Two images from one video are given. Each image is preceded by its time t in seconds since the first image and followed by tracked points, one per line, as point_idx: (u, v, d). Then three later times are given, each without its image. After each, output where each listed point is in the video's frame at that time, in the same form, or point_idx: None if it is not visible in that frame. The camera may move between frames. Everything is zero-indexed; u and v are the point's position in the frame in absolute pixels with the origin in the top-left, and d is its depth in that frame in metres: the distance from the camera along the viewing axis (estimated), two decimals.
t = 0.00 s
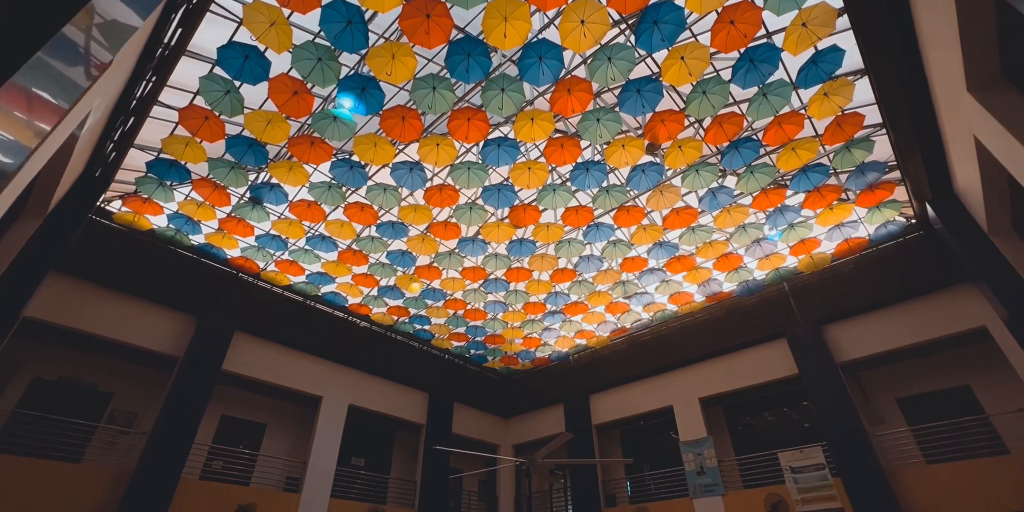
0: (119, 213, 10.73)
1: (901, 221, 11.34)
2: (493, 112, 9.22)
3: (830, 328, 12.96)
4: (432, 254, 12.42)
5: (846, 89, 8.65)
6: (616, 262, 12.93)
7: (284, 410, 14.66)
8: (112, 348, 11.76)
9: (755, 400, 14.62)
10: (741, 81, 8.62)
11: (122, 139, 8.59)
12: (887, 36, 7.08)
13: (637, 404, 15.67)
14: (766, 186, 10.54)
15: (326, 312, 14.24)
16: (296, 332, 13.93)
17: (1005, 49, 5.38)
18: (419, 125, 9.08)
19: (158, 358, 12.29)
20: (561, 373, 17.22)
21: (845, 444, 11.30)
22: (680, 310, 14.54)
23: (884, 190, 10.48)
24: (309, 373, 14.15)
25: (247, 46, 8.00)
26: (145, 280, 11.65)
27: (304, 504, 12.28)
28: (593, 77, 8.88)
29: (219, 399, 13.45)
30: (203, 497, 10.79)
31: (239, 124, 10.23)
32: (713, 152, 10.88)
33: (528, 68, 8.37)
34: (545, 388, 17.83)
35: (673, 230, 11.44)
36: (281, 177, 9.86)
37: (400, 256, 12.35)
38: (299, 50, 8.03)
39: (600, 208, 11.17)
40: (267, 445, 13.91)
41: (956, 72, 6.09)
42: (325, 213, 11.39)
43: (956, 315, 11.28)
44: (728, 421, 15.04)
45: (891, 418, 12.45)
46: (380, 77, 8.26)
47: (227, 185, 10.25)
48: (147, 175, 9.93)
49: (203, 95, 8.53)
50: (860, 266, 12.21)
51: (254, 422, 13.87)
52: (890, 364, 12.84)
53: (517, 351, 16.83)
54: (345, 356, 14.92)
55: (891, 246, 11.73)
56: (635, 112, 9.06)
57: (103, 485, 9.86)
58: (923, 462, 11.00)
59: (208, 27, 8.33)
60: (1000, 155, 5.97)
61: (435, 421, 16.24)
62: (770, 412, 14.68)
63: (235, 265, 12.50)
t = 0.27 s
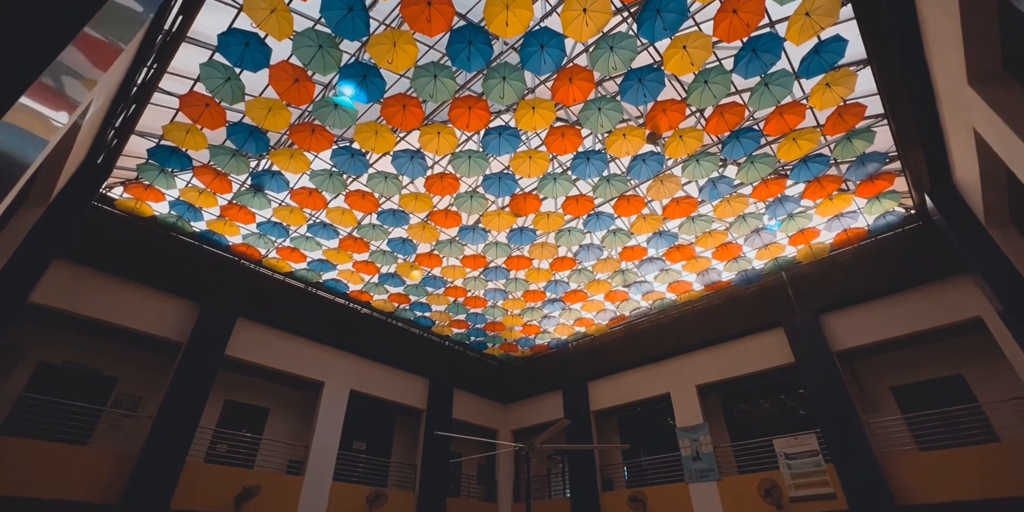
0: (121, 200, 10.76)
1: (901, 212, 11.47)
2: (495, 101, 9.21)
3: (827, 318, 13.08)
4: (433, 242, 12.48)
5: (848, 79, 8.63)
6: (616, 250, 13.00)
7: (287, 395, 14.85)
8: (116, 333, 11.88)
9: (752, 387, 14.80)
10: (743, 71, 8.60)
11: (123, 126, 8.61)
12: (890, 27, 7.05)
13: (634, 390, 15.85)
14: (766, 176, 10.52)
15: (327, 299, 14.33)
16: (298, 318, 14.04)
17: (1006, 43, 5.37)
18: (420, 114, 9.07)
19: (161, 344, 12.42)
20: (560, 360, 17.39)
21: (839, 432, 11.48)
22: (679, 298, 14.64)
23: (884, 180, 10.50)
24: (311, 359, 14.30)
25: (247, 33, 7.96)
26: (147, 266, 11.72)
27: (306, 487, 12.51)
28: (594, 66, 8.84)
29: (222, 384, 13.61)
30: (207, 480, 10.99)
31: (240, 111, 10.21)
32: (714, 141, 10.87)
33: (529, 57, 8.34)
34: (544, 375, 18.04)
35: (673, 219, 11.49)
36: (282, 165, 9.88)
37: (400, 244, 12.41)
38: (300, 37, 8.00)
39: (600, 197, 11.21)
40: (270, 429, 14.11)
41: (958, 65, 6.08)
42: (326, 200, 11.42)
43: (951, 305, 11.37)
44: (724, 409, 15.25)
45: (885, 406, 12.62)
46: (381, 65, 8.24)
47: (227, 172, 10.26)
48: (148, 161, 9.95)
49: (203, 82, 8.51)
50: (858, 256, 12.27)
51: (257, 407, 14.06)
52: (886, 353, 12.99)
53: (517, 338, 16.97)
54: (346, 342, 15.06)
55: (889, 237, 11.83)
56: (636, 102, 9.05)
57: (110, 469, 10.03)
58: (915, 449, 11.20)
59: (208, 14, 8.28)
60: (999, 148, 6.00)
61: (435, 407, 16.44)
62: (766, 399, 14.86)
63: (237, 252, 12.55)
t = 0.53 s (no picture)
0: (123, 186, 10.79)
1: (899, 202, 11.43)
2: (496, 89, 9.19)
3: (824, 307, 13.22)
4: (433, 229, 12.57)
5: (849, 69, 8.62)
6: (615, 239, 13.07)
7: (289, 380, 15.04)
8: (120, 318, 12.00)
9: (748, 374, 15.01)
10: (744, 60, 8.59)
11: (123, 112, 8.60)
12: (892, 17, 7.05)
13: (632, 377, 16.06)
14: (766, 165, 10.56)
15: (328, 285, 14.42)
16: (299, 304, 14.17)
17: (1006, 36, 5.39)
18: (420, 101, 9.07)
19: (165, 328, 12.55)
20: (558, 346, 17.58)
21: (832, 418, 11.68)
22: (677, 286, 14.75)
23: (883, 171, 10.53)
24: (312, 344, 14.45)
25: (248, 19, 7.94)
26: (150, 252, 11.79)
27: (309, 469, 12.74)
28: (596, 54, 8.81)
29: (225, 368, 13.78)
30: (212, 462, 11.20)
31: (240, 97, 10.20)
32: (714, 131, 10.88)
33: (531, 45, 8.33)
34: (543, 361, 18.23)
35: (673, 208, 11.54)
36: (283, 152, 9.89)
37: (401, 231, 12.42)
38: (301, 23, 7.99)
39: (600, 185, 11.25)
40: (273, 413, 14.32)
41: (958, 57, 6.11)
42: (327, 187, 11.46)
43: (946, 295, 11.50)
44: (720, 395, 15.46)
45: (878, 393, 12.83)
46: (382, 52, 8.23)
47: (228, 158, 10.28)
48: (149, 147, 9.97)
49: (204, 68, 8.49)
50: (855, 246, 12.37)
51: (260, 391, 14.24)
52: (880, 341, 13.15)
53: (517, 325, 17.13)
54: (347, 327, 15.19)
55: (888, 227, 11.81)
56: (637, 90, 9.06)
57: (115, 451, 10.21)
58: (907, 436, 11.41)
59: None
60: (996, 141, 6.06)
61: (435, 392, 16.64)
62: (762, 386, 15.06)
63: (238, 238, 12.55)
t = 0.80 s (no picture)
0: (123, 171, 10.81)
1: (896, 192, 11.53)
2: (497, 77, 9.19)
3: (819, 295, 13.36)
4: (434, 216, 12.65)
5: (850, 58, 8.61)
6: (614, 227, 13.15)
7: (291, 364, 15.22)
8: (123, 302, 12.11)
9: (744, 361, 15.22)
10: (745, 49, 8.59)
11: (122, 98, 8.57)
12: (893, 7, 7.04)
13: (629, 363, 16.27)
14: (765, 154, 10.60)
15: (328, 271, 14.51)
16: (301, 290, 14.28)
17: (1005, 29, 5.42)
18: (421, 89, 9.06)
19: (168, 313, 12.66)
20: (557, 333, 17.77)
21: (825, 404, 11.90)
22: (675, 274, 14.88)
23: (881, 160, 10.58)
24: (313, 329, 14.59)
25: (248, 5, 7.90)
26: (151, 238, 11.84)
27: (311, 452, 12.97)
28: (597, 42, 8.80)
29: (227, 353, 13.94)
30: (216, 444, 11.40)
31: (240, 83, 10.17)
32: (715, 120, 10.87)
33: (532, 33, 8.31)
34: (541, 346, 18.45)
35: (672, 197, 11.61)
36: (284, 138, 9.89)
37: (400, 218, 12.49)
38: (302, 9, 7.99)
39: (599, 173, 11.27)
40: (275, 397, 14.52)
41: (957, 50, 6.13)
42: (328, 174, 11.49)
43: (940, 284, 11.64)
44: (716, 381, 15.68)
45: (871, 380, 13.04)
46: (383, 39, 8.20)
47: (229, 144, 10.28)
48: (149, 133, 9.97)
49: (204, 54, 8.47)
50: (852, 235, 12.47)
51: (262, 375, 14.42)
52: (874, 330, 13.33)
53: (515, 311, 17.29)
54: (348, 313, 15.33)
55: (885, 217, 11.84)
56: (638, 79, 9.07)
57: (121, 434, 10.39)
58: (897, 422, 11.64)
59: None
60: (992, 134, 6.12)
61: (435, 377, 16.85)
62: (757, 373, 15.29)
63: (239, 224, 12.63)
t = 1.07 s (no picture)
0: (122, 156, 10.76)
1: (894, 182, 11.62)
2: (496, 64, 9.16)
3: (814, 283, 13.50)
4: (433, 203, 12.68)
5: (850, 47, 8.60)
6: (612, 214, 13.21)
7: (292, 348, 15.37)
8: (124, 287, 12.17)
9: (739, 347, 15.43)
10: (746, 38, 8.57)
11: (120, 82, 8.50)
12: None
13: (626, 348, 16.47)
14: (764, 143, 10.62)
15: (327, 257, 14.55)
16: (300, 276, 14.35)
17: (1004, 22, 5.43)
18: (421, 76, 9.02)
19: (168, 298, 12.73)
20: (554, 319, 17.94)
21: (818, 391, 12.11)
22: (673, 262, 14.99)
23: (879, 150, 10.62)
24: (313, 314, 14.69)
25: None
26: (150, 223, 11.85)
27: (312, 435, 13.17)
28: (598, 30, 8.76)
29: (228, 337, 14.06)
30: (219, 426, 11.58)
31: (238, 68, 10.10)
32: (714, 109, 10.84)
33: (532, 19, 8.28)
34: (539, 332, 18.63)
35: (670, 185, 11.65)
36: (283, 124, 9.87)
37: (399, 204, 12.48)
38: None
39: (599, 161, 11.26)
40: (276, 380, 14.69)
41: (956, 41, 6.15)
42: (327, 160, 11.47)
43: (934, 273, 11.78)
44: (711, 368, 15.91)
45: (863, 366, 13.26)
46: (383, 25, 8.14)
47: (228, 129, 10.25)
48: (147, 118, 9.93)
49: (202, 38, 8.41)
50: (848, 224, 12.56)
51: (263, 359, 14.56)
52: (867, 318, 13.51)
53: (514, 297, 17.43)
54: (347, 298, 15.44)
55: (881, 206, 11.93)
56: (638, 67, 9.05)
57: (126, 416, 10.55)
58: (887, 408, 11.88)
59: None
60: (988, 126, 6.17)
61: (433, 362, 17.04)
62: (752, 359, 15.50)
63: (238, 210, 12.65)
